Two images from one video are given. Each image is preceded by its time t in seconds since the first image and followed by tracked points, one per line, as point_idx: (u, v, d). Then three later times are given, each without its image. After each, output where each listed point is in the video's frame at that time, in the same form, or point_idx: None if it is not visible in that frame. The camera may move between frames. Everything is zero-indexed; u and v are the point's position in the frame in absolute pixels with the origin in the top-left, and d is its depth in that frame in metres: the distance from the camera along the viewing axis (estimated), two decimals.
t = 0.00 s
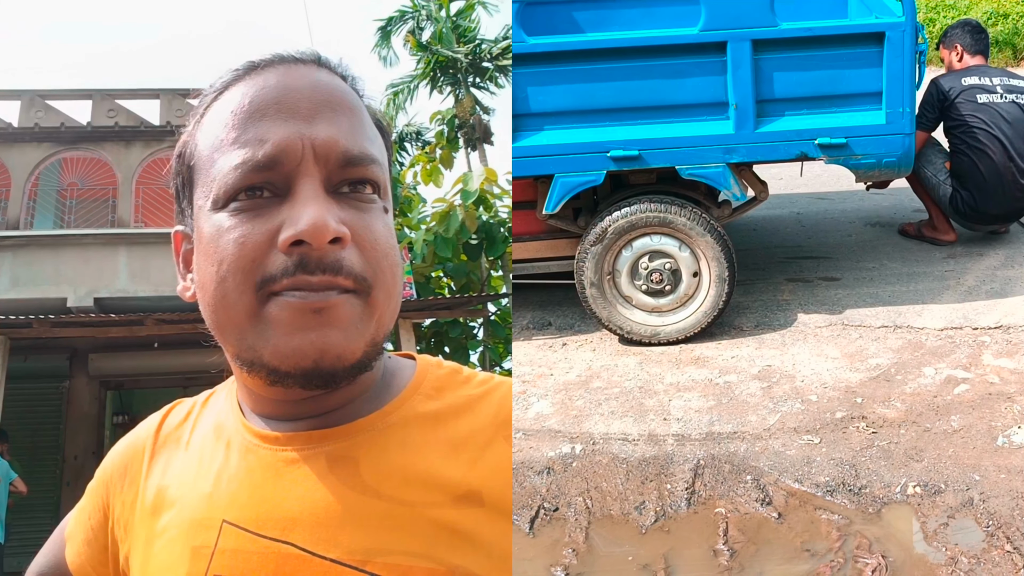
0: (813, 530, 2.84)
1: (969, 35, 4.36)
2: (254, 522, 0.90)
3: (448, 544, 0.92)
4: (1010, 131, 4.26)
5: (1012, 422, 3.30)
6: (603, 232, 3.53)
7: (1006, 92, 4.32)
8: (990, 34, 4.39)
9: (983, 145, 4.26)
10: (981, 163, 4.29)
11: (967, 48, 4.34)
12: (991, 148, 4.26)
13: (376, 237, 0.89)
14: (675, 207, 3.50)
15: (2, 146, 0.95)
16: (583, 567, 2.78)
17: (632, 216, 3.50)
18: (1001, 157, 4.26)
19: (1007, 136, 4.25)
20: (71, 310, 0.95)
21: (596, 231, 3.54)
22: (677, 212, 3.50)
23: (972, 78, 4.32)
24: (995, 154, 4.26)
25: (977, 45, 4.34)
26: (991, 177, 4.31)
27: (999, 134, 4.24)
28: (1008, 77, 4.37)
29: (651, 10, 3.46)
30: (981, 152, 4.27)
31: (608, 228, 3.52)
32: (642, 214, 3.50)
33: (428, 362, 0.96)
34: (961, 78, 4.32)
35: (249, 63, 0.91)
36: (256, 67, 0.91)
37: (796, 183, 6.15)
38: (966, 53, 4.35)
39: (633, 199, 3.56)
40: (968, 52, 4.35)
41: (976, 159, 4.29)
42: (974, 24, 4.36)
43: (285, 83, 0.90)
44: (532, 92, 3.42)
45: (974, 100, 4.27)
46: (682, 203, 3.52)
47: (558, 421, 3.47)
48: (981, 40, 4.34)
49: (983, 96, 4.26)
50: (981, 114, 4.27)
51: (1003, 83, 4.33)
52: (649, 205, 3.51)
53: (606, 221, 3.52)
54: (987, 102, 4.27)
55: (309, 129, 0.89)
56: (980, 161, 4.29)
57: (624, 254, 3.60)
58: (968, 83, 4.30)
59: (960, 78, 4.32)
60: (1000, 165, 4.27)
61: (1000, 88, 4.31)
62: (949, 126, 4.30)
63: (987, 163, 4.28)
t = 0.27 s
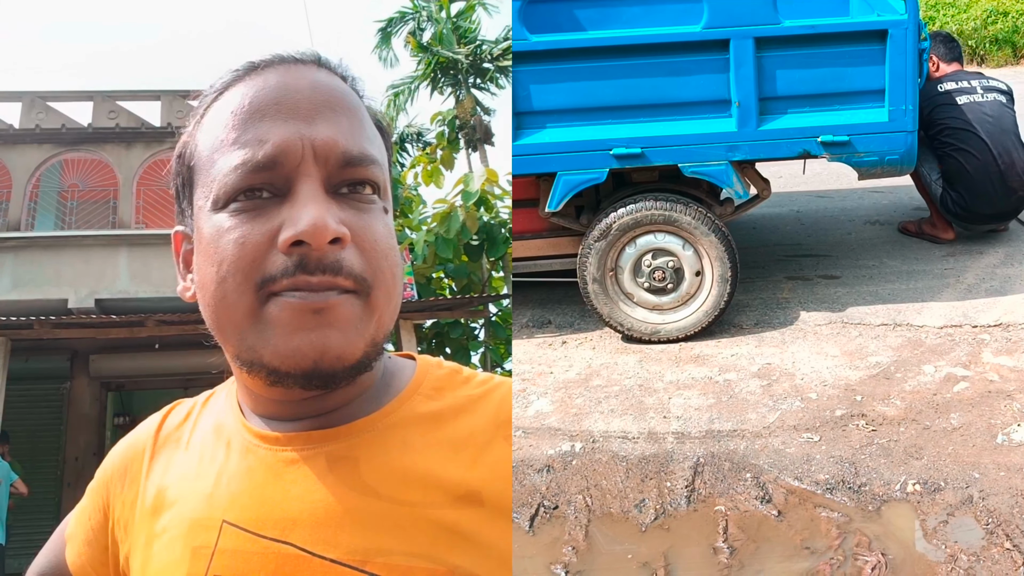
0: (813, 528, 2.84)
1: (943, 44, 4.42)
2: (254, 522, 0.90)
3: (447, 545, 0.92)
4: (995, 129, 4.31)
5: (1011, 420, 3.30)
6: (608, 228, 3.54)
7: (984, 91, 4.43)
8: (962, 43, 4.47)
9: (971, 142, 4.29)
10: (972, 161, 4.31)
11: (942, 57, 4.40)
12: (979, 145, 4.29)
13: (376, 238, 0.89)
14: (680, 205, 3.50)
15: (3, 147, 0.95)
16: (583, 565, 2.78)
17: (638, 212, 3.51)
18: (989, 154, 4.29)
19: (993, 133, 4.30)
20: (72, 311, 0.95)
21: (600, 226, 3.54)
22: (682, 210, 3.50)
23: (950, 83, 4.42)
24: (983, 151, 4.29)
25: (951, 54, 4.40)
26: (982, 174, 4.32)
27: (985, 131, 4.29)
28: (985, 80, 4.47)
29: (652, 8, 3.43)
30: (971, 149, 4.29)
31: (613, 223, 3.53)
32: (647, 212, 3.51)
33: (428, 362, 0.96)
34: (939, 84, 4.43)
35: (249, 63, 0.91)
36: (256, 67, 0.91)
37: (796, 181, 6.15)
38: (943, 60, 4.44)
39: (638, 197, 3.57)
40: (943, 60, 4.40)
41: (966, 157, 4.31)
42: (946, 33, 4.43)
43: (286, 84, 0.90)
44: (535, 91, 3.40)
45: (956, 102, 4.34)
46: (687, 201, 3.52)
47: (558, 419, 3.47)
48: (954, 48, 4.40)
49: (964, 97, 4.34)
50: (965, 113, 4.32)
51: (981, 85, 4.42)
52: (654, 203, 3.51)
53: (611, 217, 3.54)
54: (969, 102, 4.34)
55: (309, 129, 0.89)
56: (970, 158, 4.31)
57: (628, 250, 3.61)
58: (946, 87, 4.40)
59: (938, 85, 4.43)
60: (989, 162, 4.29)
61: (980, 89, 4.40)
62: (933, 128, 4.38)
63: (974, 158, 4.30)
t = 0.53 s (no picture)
0: (812, 526, 2.84)
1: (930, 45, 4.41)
2: (254, 522, 0.90)
3: (447, 545, 0.92)
4: (985, 128, 4.30)
5: (1010, 419, 3.30)
6: (610, 226, 3.53)
7: (973, 92, 4.40)
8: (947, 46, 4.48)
9: (961, 143, 4.29)
10: (963, 161, 4.29)
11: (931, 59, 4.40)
12: (970, 145, 4.28)
13: (376, 239, 0.89)
14: (682, 205, 3.50)
15: (3, 148, 0.95)
16: (582, 564, 2.79)
17: (640, 212, 3.51)
18: (980, 153, 4.28)
19: (983, 132, 4.29)
20: (72, 311, 0.95)
21: (602, 225, 3.54)
22: (684, 209, 3.50)
23: (938, 85, 4.42)
24: (974, 151, 4.28)
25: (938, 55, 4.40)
26: (974, 173, 4.30)
27: (975, 130, 4.28)
28: (973, 79, 4.46)
29: (652, 7, 3.42)
30: (961, 150, 4.29)
31: (614, 222, 3.53)
32: (649, 211, 3.50)
33: (428, 362, 0.97)
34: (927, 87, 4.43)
35: (249, 63, 0.91)
36: (255, 67, 0.91)
37: (796, 180, 6.15)
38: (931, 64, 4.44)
39: (640, 195, 3.56)
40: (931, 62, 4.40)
41: (956, 158, 4.30)
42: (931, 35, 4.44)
43: (286, 84, 0.90)
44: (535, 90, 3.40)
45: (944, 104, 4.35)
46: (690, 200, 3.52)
47: (557, 418, 3.47)
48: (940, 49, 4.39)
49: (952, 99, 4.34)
50: (954, 115, 4.32)
51: (969, 85, 4.42)
52: (657, 202, 3.51)
53: (613, 214, 3.53)
54: (957, 103, 4.34)
55: (309, 129, 0.89)
56: (962, 159, 4.30)
57: (629, 249, 3.61)
58: (934, 91, 4.40)
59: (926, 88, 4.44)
60: (980, 161, 4.28)
61: (968, 89, 4.39)
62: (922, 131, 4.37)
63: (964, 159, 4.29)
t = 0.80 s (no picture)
0: (814, 527, 2.84)
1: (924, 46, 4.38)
2: (254, 522, 0.90)
3: (447, 545, 0.92)
4: (985, 128, 4.28)
5: (1012, 420, 3.30)
6: (610, 228, 3.53)
7: (971, 92, 4.35)
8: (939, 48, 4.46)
9: (963, 145, 4.26)
10: (965, 162, 4.27)
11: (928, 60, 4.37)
12: (971, 146, 4.25)
13: (376, 239, 0.89)
14: (683, 205, 3.50)
15: (3, 147, 0.95)
16: (584, 565, 2.79)
17: (640, 212, 3.50)
18: (981, 154, 4.26)
19: (983, 132, 4.27)
20: (71, 311, 0.95)
21: (602, 226, 3.53)
22: (684, 209, 3.50)
23: (937, 86, 4.36)
24: (975, 152, 4.26)
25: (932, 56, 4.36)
26: (976, 174, 4.29)
27: (976, 131, 4.25)
28: (970, 78, 4.41)
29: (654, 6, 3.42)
30: (963, 152, 4.26)
31: (615, 223, 3.52)
32: (649, 211, 3.50)
33: (428, 362, 0.96)
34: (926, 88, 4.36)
35: (249, 63, 0.91)
36: (256, 67, 0.91)
37: (797, 181, 6.14)
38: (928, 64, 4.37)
39: (642, 195, 3.56)
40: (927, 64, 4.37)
41: (958, 160, 4.28)
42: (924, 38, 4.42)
43: (286, 84, 0.90)
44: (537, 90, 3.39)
45: (944, 106, 4.30)
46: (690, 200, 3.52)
47: (559, 418, 3.47)
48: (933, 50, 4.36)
49: (952, 100, 4.30)
50: (954, 117, 4.28)
51: (967, 85, 4.37)
52: (657, 203, 3.51)
53: (613, 216, 3.53)
54: (957, 104, 4.30)
55: (310, 129, 0.89)
56: (964, 161, 4.27)
57: (629, 250, 3.60)
58: (933, 91, 4.34)
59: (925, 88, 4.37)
60: (982, 161, 4.27)
61: (967, 89, 4.35)
62: (924, 134, 4.33)
63: (969, 160, 4.26)
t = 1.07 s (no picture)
0: (814, 526, 2.84)
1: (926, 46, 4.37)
2: (253, 523, 0.90)
3: (446, 545, 0.92)
4: (988, 125, 4.29)
5: (1013, 419, 3.30)
6: (609, 227, 3.53)
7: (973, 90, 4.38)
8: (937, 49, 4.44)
9: (968, 142, 4.25)
10: (970, 160, 4.26)
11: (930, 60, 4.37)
12: (976, 143, 4.25)
13: (376, 240, 0.89)
14: (681, 204, 3.50)
15: (2, 148, 0.95)
16: (585, 563, 2.79)
17: (639, 212, 3.50)
18: (985, 151, 4.26)
19: (987, 129, 4.28)
20: (70, 312, 0.94)
21: (601, 226, 3.54)
22: (683, 208, 3.49)
23: (941, 83, 4.35)
24: (980, 149, 4.25)
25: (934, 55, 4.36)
26: (980, 171, 4.28)
27: (980, 129, 4.26)
28: (971, 76, 4.44)
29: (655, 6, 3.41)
30: (969, 149, 4.25)
31: (614, 222, 3.52)
32: (648, 211, 3.50)
33: (428, 363, 0.96)
34: (931, 85, 4.35)
35: (248, 64, 0.91)
36: (255, 67, 0.91)
37: (798, 179, 6.14)
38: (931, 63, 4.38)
39: (640, 195, 3.55)
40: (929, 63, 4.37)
41: (964, 157, 4.26)
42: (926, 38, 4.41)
43: (285, 84, 0.90)
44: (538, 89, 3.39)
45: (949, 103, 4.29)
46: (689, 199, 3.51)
47: (560, 417, 3.47)
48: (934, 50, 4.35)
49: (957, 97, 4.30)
50: (959, 114, 4.28)
51: (969, 83, 4.39)
52: (656, 202, 3.51)
53: (612, 216, 3.53)
54: (961, 101, 4.30)
55: (309, 130, 0.88)
56: (969, 158, 4.26)
57: (629, 249, 3.60)
58: (937, 89, 4.34)
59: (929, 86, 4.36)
60: (986, 159, 4.27)
61: (969, 87, 4.37)
62: (930, 131, 4.30)
63: (971, 156, 4.24)
